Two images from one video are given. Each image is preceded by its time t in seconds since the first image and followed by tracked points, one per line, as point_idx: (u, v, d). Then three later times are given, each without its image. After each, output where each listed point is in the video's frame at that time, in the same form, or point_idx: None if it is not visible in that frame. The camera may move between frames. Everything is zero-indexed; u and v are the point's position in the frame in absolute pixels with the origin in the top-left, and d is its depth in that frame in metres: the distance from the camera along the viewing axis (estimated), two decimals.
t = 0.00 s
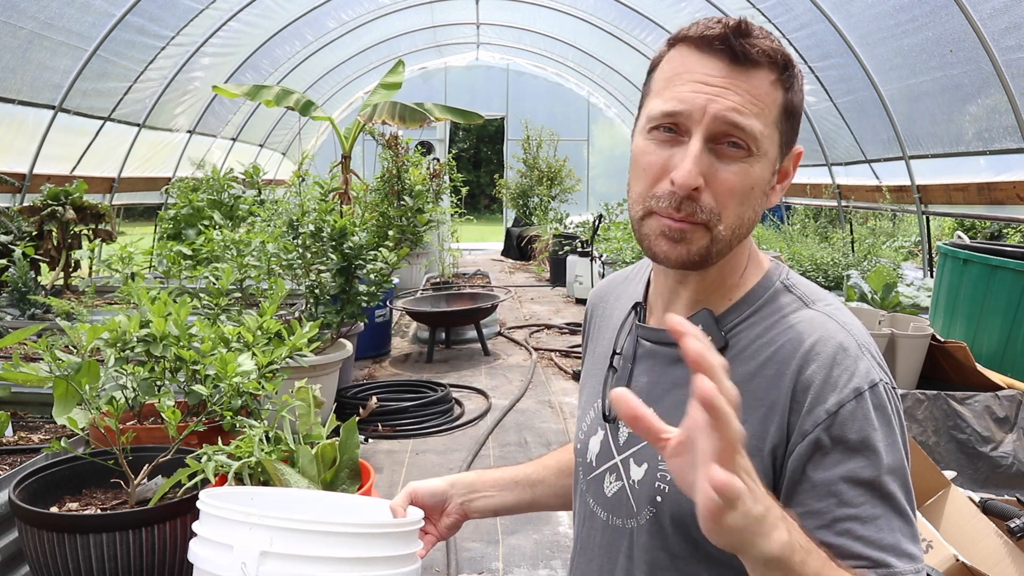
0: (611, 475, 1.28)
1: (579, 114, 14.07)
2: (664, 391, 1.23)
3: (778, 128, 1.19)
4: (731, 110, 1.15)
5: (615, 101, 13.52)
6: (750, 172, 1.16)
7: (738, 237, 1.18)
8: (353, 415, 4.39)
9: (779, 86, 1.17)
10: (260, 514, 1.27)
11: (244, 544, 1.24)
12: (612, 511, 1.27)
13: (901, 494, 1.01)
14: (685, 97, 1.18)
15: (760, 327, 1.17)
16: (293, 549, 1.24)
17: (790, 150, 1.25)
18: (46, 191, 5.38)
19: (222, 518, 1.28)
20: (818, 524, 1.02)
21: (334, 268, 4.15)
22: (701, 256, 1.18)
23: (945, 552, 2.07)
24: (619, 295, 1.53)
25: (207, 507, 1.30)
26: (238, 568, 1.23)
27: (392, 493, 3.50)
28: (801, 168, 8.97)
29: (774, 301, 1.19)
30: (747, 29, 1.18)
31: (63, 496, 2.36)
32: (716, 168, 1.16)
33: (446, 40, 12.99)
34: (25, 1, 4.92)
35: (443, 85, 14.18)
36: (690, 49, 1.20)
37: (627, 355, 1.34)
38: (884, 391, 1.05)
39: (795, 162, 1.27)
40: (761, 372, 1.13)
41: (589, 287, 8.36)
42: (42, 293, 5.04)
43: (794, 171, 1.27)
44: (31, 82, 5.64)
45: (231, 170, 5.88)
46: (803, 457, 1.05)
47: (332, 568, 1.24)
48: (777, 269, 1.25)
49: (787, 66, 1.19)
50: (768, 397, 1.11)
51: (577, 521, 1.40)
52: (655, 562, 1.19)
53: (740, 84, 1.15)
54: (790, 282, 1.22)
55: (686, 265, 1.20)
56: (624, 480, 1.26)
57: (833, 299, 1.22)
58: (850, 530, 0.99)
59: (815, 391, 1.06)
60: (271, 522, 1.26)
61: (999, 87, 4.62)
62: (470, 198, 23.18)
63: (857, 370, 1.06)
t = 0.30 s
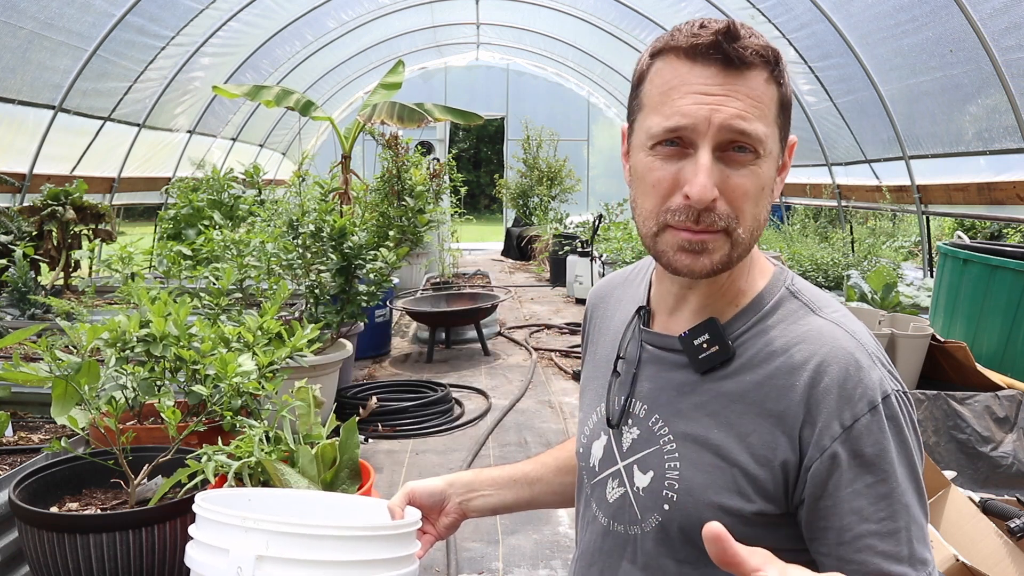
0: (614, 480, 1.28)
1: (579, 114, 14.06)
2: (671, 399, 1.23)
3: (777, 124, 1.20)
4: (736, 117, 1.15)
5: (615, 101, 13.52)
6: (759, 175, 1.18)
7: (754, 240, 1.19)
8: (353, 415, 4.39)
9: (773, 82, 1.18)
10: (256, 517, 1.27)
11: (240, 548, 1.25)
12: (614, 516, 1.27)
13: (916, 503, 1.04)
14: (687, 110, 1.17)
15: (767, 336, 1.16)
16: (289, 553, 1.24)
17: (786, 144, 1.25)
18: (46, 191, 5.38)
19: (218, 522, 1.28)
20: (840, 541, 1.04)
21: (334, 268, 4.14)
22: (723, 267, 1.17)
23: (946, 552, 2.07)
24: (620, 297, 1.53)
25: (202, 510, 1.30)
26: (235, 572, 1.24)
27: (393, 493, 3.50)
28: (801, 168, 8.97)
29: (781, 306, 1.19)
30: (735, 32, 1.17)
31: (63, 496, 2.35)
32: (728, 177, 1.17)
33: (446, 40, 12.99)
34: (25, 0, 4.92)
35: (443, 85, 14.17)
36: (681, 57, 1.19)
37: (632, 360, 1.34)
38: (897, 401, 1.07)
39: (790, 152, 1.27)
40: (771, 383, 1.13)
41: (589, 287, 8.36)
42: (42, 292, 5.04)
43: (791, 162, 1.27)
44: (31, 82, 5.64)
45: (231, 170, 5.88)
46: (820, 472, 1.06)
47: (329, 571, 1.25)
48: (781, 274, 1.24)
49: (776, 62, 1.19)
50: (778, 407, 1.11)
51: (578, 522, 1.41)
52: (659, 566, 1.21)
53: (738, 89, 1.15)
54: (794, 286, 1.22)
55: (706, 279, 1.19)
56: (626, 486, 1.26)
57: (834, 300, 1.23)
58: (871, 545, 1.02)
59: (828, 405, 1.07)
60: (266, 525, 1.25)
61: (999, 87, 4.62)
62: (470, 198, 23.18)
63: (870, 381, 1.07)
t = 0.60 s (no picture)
0: (615, 481, 1.28)
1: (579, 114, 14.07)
2: (670, 399, 1.23)
3: (778, 124, 1.20)
4: (736, 116, 1.15)
5: (614, 101, 13.52)
6: (759, 174, 1.17)
7: (754, 238, 1.19)
8: (353, 415, 4.39)
9: (774, 82, 1.18)
10: (257, 517, 1.27)
11: (242, 548, 1.24)
12: (615, 517, 1.27)
13: (912, 503, 1.04)
14: (688, 108, 1.17)
15: (766, 336, 1.16)
16: (291, 553, 1.24)
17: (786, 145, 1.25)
18: (46, 191, 5.38)
19: (220, 522, 1.28)
20: (834, 540, 1.05)
21: (334, 268, 4.14)
22: (724, 263, 1.17)
23: (945, 552, 2.07)
24: (620, 298, 1.53)
25: (203, 510, 1.30)
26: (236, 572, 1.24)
27: (393, 493, 3.50)
28: (801, 168, 8.97)
29: (780, 306, 1.19)
30: (737, 30, 1.17)
31: (63, 496, 2.35)
32: (728, 175, 1.17)
33: (446, 40, 12.99)
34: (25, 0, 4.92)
35: (443, 85, 14.17)
36: (681, 56, 1.19)
37: (631, 360, 1.34)
38: (894, 401, 1.06)
39: (791, 153, 1.27)
40: (769, 383, 1.13)
41: (589, 287, 8.36)
42: (42, 293, 5.04)
43: (792, 163, 1.27)
44: (31, 82, 5.64)
45: (231, 170, 5.88)
46: (817, 471, 1.06)
47: (331, 571, 1.24)
48: (780, 274, 1.24)
49: (777, 62, 1.19)
50: (776, 407, 1.12)
51: (580, 523, 1.41)
52: (659, 567, 1.21)
53: (739, 87, 1.15)
54: (793, 287, 1.22)
55: (707, 275, 1.19)
56: (627, 487, 1.26)
57: (835, 302, 1.22)
58: (867, 545, 1.02)
59: (826, 404, 1.07)
60: (269, 525, 1.25)
61: (999, 87, 4.62)
62: (470, 198, 23.18)
63: (868, 381, 1.06)
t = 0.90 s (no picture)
0: (614, 481, 1.28)
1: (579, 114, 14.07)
2: (667, 398, 1.23)
3: (773, 125, 1.19)
4: (730, 114, 1.15)
5: (614, 101, 13.53)
6: (753, 174, 1.17)
7: (747, 238, 1.18)
8: (353, 415, 4.39)
9: (770, 82, 1.18)
10: (256, 512, 1.27)
11: (240, 543, 1.25)
12: (615, 517, 1.27)
13: (909, 499, 1.04)
14: (683, 106, 1.17)
15: (763, 334, 1.16)
16: (289, 548, 1.24)
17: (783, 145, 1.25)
18: (46, 191, 5.38)
19: (219, 517, 1.28)
20: (831, 536, 1.04)
21: (334, 268, 4.14)
22: (715, 264, 1.17)
23: (945, 552, 2.07)
24: (618, 299, 1.53)
25: (203, 506, 1.30)
26: (233, 566, 1.24)
27: (393, 493, 3.50)
28: (801, 168, 8.97)
29: (776, 305, 1.19)
30: (734, 31, 1.17)
31: (63, 496, 2.35)
32: (722, 174, 1.16)
33: (446, 40, 12.99)
34: (25, 0, 4.92)
35: (443, 85, 14.17)
36: (679, 55, 1.20)
37: (630, 361, 1.34)
38: (891, 397, 1.06)
39: (788, 156, 1.27)
40: (765, 380, 1.13)
41: (590, 287, 8.36)
42: (42, 293, 5.04)
43: (788, 165, 1.27)
44: (31, 82, 5.64)
45: (231, 170, 5.88)
46: (813, 468, 1.06)
47: (328, 566, 1.24)
48: (778, 273, 1.24)
49: (775, 62, 1.19)
50: (773, 405, 1.12)
51: (580, 523, 1.41)
52: (659, 566, 1.21)
53: (734, 87, 1.15)
54: (790, 286, 1.22)
55: (700, 275, 1.19)
56: (627, 486, 1.26)
57: (834, 300, 1.22)
58: (862, 541, 1.02)
59: (822, 401, 1.07)
60: (267, 520, 1.26)
61: (999, 87, 4.62)
62: (470, 198, 23.18)
63: (864, 377, 1.06)
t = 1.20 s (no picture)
0: (613, 480, 1.28)
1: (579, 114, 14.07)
2: (665, 397, 1.23)
3: (771, 133, 1.19)
4: (727, 125, 1.15)
5: (614, 101, 13.53)
6: (748, 183, 1.17)
7: (740, 245, 1.19)
8: (353, 415, 4.39)
9: (769, 91, 1.17)
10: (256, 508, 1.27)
11: (240, 539, 1.25)
12: (614, 516, 1.27)
13: (907, 499, 1.04)
14: (679, 115, 1.17)
15: (759, 334, 1.16)
16: (289, 544, 1.24)
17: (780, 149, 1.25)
18: (46, 191, 5.38)
19: (221, 513, 1.28)
20: (831, 537, 1.04)
21: (334, 268, 4.14)
22: (707, 270, 1.18)
23: (945, 552, 2.07)
24: (616, 300, 1.53)
25: (205, 502, 1.31)
26: (234, 563, 1.24)
27: (393, 493, 3.50)
28: (801, 168, 8.97)
29: (772, 305, 1.19)
30: (734, 40, 1.16)
31: (63, 496, 2.35)
32: (716, 184, 1.17)
33: (446, 40, 12.99)
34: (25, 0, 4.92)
35: (443, 85, 14.17)
36: (678, 62, 1.19)
37: (627, 361, 1.34)
38: (887, 397, 1.06)
39: (785, 159, 1.27)
40: (762, 380, 1.13)
41: (590, 287, 8.36)
42: (42, 293, 5.04)
43: (785, 168, 1.27)
44: (31, 82, 5.64)
45: (231, 170, 5.88)
46: (811, 467, 1.06)
47: (328, 563, 1.24)
48: (774, 272, 1.25)
49: (776, 70, 1.18)
50: (770, 404, 1.12)
51: (579, 523, 1.40)
52: (658, 566, 1.21)
53: (731, 98, 1.15)
54: (786, 284, 1.22)
55: (691, 280, 1.20)
56: (625, 486, 1.26)
57: (831, 300, 1.22)
58: (862, 542, 1.02)
59: (819, 402, 1.07)
60: (267, 517, 1.26)
61: (999, 87, 4.62)
62: (470, 198, 23.19)
63: (861, 377, 1.06)
